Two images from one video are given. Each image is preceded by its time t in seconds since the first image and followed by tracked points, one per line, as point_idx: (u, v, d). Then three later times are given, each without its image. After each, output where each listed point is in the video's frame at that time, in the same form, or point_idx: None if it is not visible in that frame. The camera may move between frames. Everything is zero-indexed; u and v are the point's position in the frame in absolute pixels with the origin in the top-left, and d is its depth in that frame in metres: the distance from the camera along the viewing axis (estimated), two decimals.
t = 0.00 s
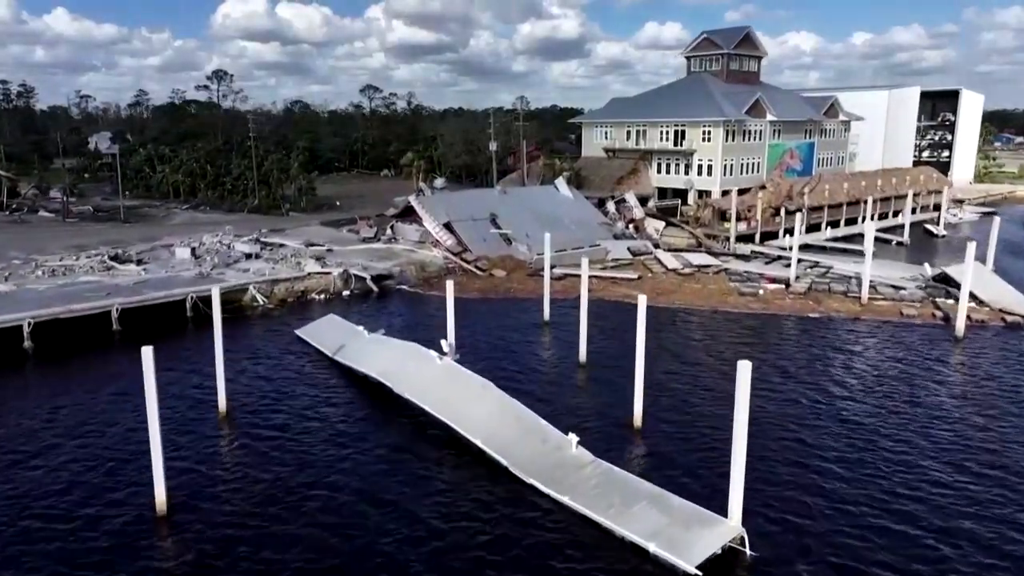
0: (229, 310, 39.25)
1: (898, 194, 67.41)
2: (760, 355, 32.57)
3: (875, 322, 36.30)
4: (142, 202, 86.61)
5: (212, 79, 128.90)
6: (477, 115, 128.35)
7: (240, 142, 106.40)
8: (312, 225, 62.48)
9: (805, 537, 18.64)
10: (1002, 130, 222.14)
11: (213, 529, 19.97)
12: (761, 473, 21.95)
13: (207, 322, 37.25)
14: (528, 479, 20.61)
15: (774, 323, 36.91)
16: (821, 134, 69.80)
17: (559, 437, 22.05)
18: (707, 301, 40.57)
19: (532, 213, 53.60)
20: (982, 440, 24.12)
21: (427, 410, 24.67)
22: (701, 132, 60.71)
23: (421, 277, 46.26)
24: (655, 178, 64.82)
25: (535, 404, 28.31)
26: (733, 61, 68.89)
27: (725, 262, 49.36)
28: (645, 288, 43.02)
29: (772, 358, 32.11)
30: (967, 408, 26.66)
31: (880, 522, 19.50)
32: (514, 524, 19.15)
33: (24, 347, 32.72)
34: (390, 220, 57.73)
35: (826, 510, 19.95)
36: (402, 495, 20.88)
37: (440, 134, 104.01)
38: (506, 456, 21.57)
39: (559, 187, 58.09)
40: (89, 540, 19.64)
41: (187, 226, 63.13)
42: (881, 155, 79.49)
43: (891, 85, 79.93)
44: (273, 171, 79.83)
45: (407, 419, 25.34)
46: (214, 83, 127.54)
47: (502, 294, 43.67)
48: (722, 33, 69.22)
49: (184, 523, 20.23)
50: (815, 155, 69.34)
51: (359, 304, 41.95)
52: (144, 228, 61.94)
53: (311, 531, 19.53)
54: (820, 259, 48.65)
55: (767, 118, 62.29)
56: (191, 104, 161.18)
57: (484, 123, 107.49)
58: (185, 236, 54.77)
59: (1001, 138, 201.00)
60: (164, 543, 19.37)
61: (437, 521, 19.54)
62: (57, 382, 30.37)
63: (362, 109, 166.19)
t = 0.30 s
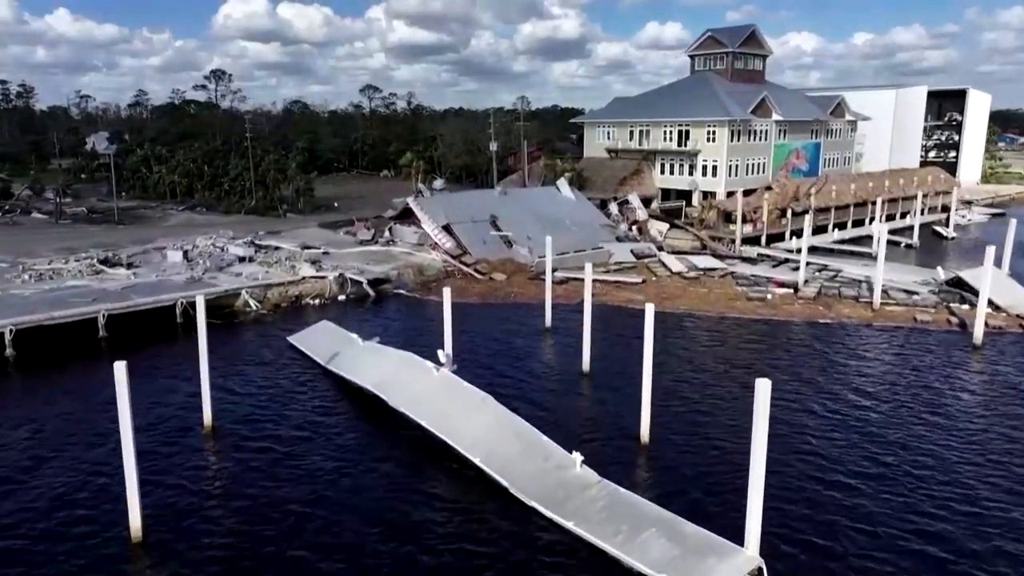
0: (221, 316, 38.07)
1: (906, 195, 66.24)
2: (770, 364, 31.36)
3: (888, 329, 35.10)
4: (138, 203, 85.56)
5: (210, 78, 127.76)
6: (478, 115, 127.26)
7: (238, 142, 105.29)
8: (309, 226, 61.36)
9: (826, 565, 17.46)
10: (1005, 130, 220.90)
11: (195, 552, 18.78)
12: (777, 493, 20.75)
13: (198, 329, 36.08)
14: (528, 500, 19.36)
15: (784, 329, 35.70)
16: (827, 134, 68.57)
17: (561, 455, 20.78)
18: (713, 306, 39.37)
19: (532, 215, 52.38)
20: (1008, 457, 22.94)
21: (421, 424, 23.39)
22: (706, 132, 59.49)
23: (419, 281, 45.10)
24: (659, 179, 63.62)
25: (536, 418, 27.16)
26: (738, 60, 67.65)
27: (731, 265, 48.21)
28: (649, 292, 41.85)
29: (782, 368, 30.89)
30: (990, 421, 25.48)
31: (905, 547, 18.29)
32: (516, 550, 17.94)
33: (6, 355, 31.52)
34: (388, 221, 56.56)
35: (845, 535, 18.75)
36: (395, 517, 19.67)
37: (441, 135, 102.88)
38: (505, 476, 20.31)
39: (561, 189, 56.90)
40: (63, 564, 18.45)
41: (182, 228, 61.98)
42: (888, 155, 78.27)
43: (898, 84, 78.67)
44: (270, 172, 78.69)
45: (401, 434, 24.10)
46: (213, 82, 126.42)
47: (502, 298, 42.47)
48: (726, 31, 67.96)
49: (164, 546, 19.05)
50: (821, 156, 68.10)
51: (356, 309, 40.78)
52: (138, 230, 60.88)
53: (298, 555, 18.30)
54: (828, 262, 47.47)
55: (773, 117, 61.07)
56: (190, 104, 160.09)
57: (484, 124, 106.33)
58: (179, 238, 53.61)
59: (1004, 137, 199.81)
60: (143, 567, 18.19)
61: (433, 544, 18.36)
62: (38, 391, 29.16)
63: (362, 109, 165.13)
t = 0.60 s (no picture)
0: (211, 322, 36.85)
1: (914, 196, 64.99)
2: (781, 374, 30.11)
3: (903, 336, 33.87)
4: (133, 204, 84.35)
5: (208, 78, 126.58)
6: (479, 115, 126.04)
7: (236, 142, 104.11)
8: (306, 228, 60.12)
9: None
10: (1009, 130, 219.72)
11: None
12: (796, 515, 19.52)
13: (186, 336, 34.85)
14: (528, 526, 17.97)
15: (794, 336, 34.47)
16: (834, 134, 67.30)
17: (564, 475, 19.43)
18: (720, 311, 38.13)
19: (533, 217, 51.12)
20: None
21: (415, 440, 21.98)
22: (711, 132, 58.25)
23: (417, 285, 43.88)
24: (662, 179, 62.39)
25: (537, 432, 25.92)
26: (743, 58, 66.36)
27: (737, 268, 46.99)
28: (653, 297, 40.63)
29: (794, 378, 29.64)
30: (1016, 435, 24.22)
31: None
32: None
33: None
34: (385, 223, 55.33)
35: (868, 563, 17.49)
36: (388, 541, 18.43)
37: (440, 135, 101.75)
38: (504, 499, 18.90)
39: (563, 190, 55.65)
40: None
41: (176, 230, 60.78)
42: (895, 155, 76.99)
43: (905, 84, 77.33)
44: (267, 172, 77.50)
45: (394, 450, 22.76)
46: (210, 82, 125.17)
47: (502, 303, 41.19)
48: (731, 29, 66.67)
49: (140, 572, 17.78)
50: (827, 156, 66.80)
51: (351, 314, 39.58)
52: (131, 232, 59.65)
53: None
54: (838, 266, 46.24)
55: (779, 117, 59.81)
56: (189, 104, 159.01)
57: (484, 124, 105.05)
58: (172, 241, 52.38)
59: (1008, 138, 198.50)
60: None
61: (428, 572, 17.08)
62: (16, 402, 27.92)
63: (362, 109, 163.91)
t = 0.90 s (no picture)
0: (202, 329, 35.62)
1: (924, 197, 63.66)
2: (792, 385, 28.78)
3: (919, 343, 32.58)
4: (128, 205, 83.04)
5: (206, 78, 125.39)
6: (479, 114, 124.78)
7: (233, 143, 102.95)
8: (302, 230, 58.84)
9: None
10: (1013, 130, 218.30)
11: None
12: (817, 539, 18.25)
13: (174, 344, 33.63)
14: (529, 558, 16.57)
15: (806, 343, 33.18)
16: (842, 134, 65.96)
17: (567, 500, 18.04)
18: (728, 317, 36.83)
19: (535, 219, 49.81)
20: None
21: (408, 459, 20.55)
22: (716, 132, 56.93)
23: (415, 289, 42.63)
24: (666, 180, 61.09)
25: (538, 450, 24.64)
26: (749, 57, 65.05)
27: (744, 272, 45.71)
28: (659, 302, 39.36)
29: (805, 389, 28.29)
30: None
31: None
32: None
33: None
34: (383, 225, 54.07)
35: None
36: (380, 569, 17.14)
37: (440, 135, 100.56)
38: (503, 527, 17.50)
39: (565, 191, 54.35)
40: None
41: (170, 232, 59.55)
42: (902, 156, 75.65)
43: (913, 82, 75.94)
44: (264, 172, 76.25)
45: (387, 470, 21.45)
46: (208, 81, 123.97)
47: (503, 309, 39.87)
48: (737, 27, 65.36)
49: None
50: (835, 156, 65.42)
51: (347, 320, 38.36)
52: (123, 234, 58.40)
53: None
54: (848, 269, 44.97)
55: (786, 116, 58.53)
56: (188, 104, 157.93)
57: (485, 124, 103.73)
58: (164, 243, 51.13)
59: (1012, 138, 197.10)
60: None
61: None
62: None
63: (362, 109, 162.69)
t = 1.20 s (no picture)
0: (192, 336, 34.29)
1: (935, 198, 62.18)
2: (807, 398, 27.42)
3: (939, 353, 31.14)
4: (125, 207, 81.84)
5: (205, 78, 124.23)
6: (480, 114, 123.39)
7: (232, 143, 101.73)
8: (299, 232, 57.51)
9: None
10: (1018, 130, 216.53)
11: None
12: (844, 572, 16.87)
13: (162, 352, 32.33)
14: None
15: (820, 352, 31.74)
16: (851, 134, 64.50)
17: (574, 530, 16.46)
18: (738, 324, 35.41)
19: (537, 221, 48.44)
20: None
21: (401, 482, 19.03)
22: (723, 132, 55.53)
23: (414, 294, 41.31)
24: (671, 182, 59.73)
25: (541, 469, 23.30)
26: (756, 55, 63.62)
27: (753, 276, 44.33)
28: (665, 307, 37.99)
29: (821, 403, 26.93)
30: None
31: None
32: None
33: None
34: (382, 227, 52.76)
35: None
36: None
37: (440, 135, 99.25)
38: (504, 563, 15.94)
39: (568, 193, 52.96)
40: None
41: (165, 234, 58.30)
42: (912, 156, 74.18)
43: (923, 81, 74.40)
44: (261, 173, 74.99)
45: (380, 493, 20.09)
46: (207, 81, 122.72)
47: (505, 314, 38.53)
48: (743, 25, 63.97)
49: None
50: (844, 157, 63.95)
51: (342, 326, 37.04)
52: (117, 236, 57.15)
53: None
54: (860, 273, 43.58)
55: (794, 116, 57.28)
56: (188, 105, 156.83)
57: (486, 124, 102.32)
58: (157, 246, 49.87)
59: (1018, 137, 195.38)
60: None
61: None
62: None
63: (363, 109, 161.47)
